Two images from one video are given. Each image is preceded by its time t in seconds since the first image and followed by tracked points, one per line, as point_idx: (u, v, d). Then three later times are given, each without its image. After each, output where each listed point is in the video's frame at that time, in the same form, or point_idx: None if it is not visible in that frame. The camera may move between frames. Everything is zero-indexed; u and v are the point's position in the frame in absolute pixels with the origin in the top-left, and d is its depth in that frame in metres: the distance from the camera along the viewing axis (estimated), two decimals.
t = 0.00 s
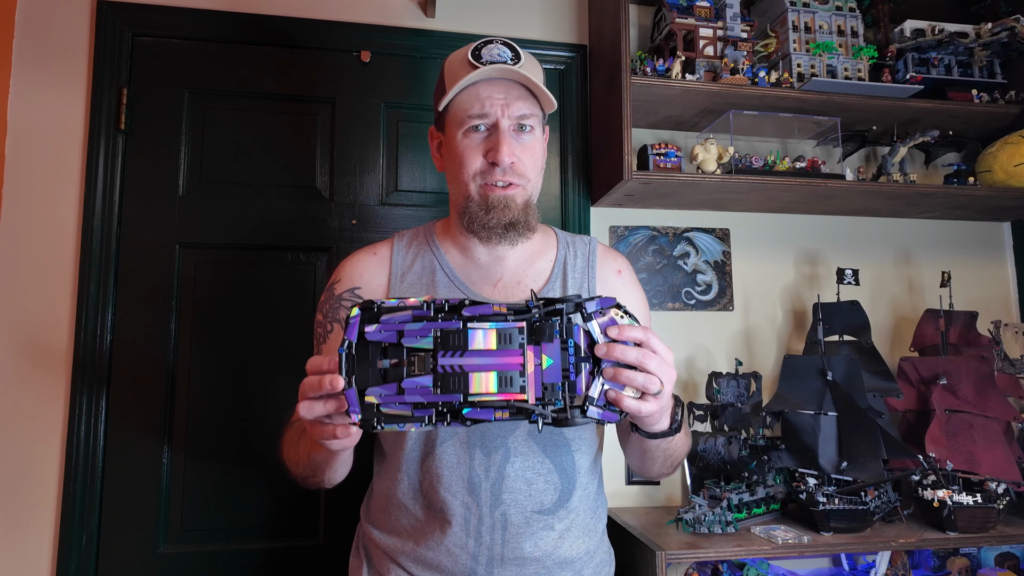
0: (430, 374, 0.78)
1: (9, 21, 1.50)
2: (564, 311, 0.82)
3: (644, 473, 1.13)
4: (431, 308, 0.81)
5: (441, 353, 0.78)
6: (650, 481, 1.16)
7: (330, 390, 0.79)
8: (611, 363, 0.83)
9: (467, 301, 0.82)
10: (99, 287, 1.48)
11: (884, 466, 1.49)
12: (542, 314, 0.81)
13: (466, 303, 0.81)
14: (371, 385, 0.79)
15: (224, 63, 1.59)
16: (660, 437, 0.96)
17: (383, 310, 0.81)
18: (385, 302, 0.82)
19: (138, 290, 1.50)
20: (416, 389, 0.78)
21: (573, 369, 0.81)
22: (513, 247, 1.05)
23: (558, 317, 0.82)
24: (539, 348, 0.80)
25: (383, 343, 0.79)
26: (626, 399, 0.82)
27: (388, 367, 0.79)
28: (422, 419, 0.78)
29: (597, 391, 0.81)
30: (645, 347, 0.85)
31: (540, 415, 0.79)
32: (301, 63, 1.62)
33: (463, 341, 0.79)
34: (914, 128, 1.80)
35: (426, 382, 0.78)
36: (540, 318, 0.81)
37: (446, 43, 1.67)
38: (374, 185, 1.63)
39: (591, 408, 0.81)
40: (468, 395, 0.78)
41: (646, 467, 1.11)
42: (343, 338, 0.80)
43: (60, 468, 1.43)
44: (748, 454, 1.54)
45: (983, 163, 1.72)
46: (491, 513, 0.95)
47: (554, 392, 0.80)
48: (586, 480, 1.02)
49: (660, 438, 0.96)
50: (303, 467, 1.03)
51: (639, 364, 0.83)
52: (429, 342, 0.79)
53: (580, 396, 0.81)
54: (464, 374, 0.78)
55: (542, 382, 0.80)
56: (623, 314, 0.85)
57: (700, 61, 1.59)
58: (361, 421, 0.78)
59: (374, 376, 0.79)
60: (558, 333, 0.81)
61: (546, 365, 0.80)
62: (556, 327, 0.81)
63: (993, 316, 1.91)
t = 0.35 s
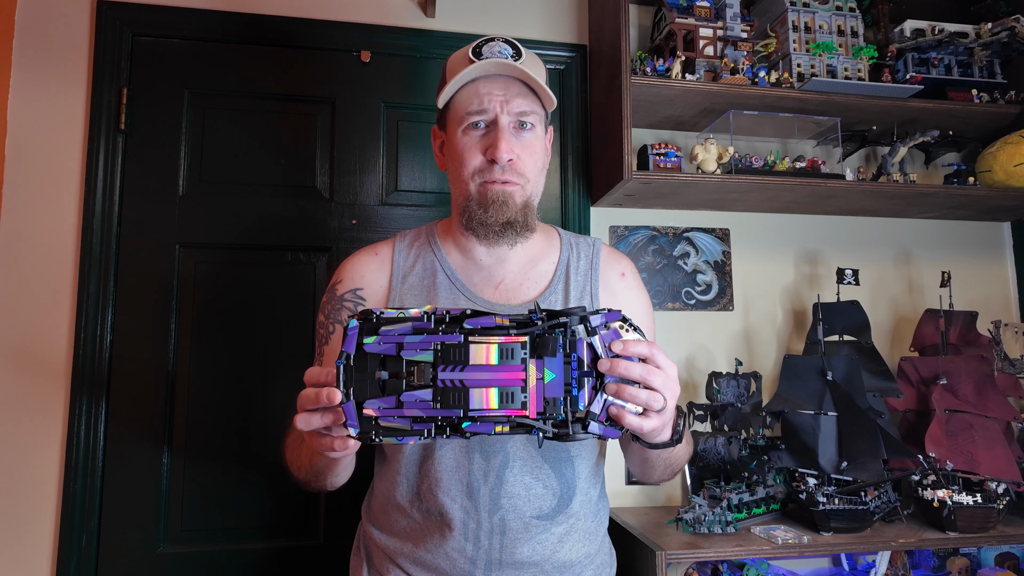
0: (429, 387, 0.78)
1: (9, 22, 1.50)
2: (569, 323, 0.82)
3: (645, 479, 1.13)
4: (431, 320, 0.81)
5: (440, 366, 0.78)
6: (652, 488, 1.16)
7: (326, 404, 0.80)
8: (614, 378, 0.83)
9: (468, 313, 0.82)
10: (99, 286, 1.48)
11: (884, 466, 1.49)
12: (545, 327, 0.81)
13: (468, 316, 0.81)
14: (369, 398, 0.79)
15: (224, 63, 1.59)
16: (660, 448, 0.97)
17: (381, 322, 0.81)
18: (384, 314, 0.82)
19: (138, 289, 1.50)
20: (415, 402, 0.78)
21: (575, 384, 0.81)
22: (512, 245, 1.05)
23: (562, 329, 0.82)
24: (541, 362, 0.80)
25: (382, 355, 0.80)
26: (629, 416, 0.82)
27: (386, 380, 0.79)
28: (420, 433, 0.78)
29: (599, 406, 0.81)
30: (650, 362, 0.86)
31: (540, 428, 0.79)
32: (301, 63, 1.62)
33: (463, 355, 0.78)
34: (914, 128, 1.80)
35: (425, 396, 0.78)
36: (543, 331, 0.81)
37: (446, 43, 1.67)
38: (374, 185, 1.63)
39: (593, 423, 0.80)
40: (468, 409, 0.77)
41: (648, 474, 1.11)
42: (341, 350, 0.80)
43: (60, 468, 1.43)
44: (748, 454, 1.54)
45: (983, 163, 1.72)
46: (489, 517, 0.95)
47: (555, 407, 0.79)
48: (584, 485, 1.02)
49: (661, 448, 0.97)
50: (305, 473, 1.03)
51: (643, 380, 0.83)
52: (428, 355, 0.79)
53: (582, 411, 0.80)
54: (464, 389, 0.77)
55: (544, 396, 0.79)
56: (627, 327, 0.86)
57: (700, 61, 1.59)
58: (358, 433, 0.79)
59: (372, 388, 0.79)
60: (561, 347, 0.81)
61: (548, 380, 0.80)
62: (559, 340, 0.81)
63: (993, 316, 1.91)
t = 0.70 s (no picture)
0: (429, 354, 0.78)
1: (9, 21, 1.51)
2: (561, 298, 0.82)
3: (640, 470, 1.13)
4: (432, 291, 0.81)
5: (440, 334, 0.78)
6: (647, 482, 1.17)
7: (332, 366, 0.80)
8: (605, 349, 0.83)
9: (467, 286, 0.82)
10: (99, 287, 1.48)
11: (885, 466, 1.49)
12: (539, 301, 0.81)
13: (467, 287, 0.81)
14: (371, 364, 0.79)
15: (224, 63, 1.60)
16: (655, 429, 0.97)
17: (385, 292, 0.81)
18: (388, 285, 0.82)
19: (139, 289, 1.50)
20: (416, 367, 0.78)
21: (567, 354, 0.81)
22: (510, 234, 1.06)
23: (555, 303, 0.82)
24: (534, 334, 0.80)
25: (384, 324, 0.80)
26: (619, 384, 0.82)
27: (389, 348, 0.79)
28: (419, 398, 0.78)
29: (589, 376, 0.81)
30: (638, 334, 0.85)
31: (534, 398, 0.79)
32: (301, 63, 1.63)
33: (462, 324, 0.79)
34: (914, 128, 1.80)
35: (425, 361, 0.78)
36: (537, 304, 0.81)
37: (446, 43, 1.67)
38: (374, 185, 1.63)
39: (584, 392, 0.81)
40: (465, 374, 0.77)
41: (642, 467, 1.11)
42: (346, 318, 0.80)
43: (60, 468, 1.43)
44: (749, 454, 1.54)
45: (983, 163, 1.72)
46: (491, 485, 0.96)
47: (549, 376, 0.79)
48: (587, 461, 1.02)
49: (654, 429, 0.97)
50: (309, 456, 1.04)
51: (632, 351, 0.83)
52: (428, 323, 0.79)
53: (574, 380, 0.81)
54: (462, 355, 0.78)
55: (537, 366, 0.79)
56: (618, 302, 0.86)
57: (700, 61, 1.59)
58: (360, 398, 0.79)
59: (374, 355, 0.79)
60: (554, 319, 0.81)
61: (541, 350, 0.80)
62: (553, 314, 0.81)
63: (993, 316, 1.91)
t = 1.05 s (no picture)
0: (435, 342, 0.78)
1: (9, 21, 1.50)
2: (561, 290, 0.82)
3: (638, 463, 1.13)
4: (438, 283, 0.81)
5: (445, 323, 0.78)
6: (645, 478, 1.16)
7: (342, 353, 0.80)
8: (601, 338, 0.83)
9: (472, 278, 0.82)
10: (99, 287, 1.48)
11: (885, 466, 1.49)
12: (540, 292, 0.81)
13: (471, 280, 0.81)
14: (379, 353, 0.79)
15: (224, 63, 1.59)
16: (652, 419, 0.98)
17: (393, 283, 0.82)
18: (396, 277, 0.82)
19: (139, 290, 1.50)
20: (422, 355, 0.78)
21: (566, 344, 0.80)
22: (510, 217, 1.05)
23: (555, 295, 0.81)
24: (535, 324, 0.79)
25: (392, 314, 0.80)
26: (615, 371, 0.82)
27: (397, 337, 0.80)
28: (426, 384, 0.78)
29: (587, 364, 0.81)
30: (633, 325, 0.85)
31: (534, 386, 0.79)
32: (300, 63, 1.63)
33: (466, 314, 0.78)
34: (914, 128, 1.80)
35: (431, 349, 0.78)
36: (538, 295, 0.81)
37: (446, 43, 1.67)
38: (374, 185, 1.63)
39: (583, 380, 0.81)
40: (469, 362, 0.77)
41: (639, 460, 1.11)
42: (355, 309, 0.80)
43: (60, 468, 1.43)
44: (749, 454, 1.53)
45: (983, 163, 1.72)
46: (486, 481, 0.96)
47: (549, 365, 0.79)
48: (584, 458, 1.01)
49: (651, 419, 0.98)
50: (317, 450, 1.05)
51: (628, 340, 0.83)
52: (434, 314, 0.79)
53: (573, 368, 0.80)
54: (466, 343, 0.77)
55: (538, 355, 0.79)
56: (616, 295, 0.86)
57: (700, 61, 1.59)
58: (369, 384, 0.79)
59: (382, 344, 0.79)
60: (554, 311, 0.80)
61: (542, 340, 0.79)
62: (553, 305, 0.80)
63: (993, 316, 1.91)
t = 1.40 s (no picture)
0: (433, 334, 0.78)
1: (9, 21, 1.50)
2: (558, 281, 0.82)
3: (638, 460, 1.12)
4: (435, 276, 0.81)
5: (442, 315, 0.78)
6: (645, 478, 1.16)
7: (341, 346, 0.80)
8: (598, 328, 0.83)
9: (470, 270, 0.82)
10: (99, 287, 1.48)
11: (884, 466, 1.49)
12: (536, 284, 0.81)
13: (468, 272, 0.81)
14: (378, 345, 0.79)
15: (224, 63, 1.60)
16: (651, 413, 0.98)
17: (391, 277, 0.82)
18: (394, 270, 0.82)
19: (139, 289, 1.50)
20: (420, 347, 0.78)
21: (564, 335, 0.81)
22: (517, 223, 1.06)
23: (552, 286, 0.82)
24: (532, 316, 0.80)
25: (390, 307, 0.80)
26: (612, 360, 0.82)
27: (394, 329, 0.79)
28: (424, 376, 0.78)
29: (585, 353, 0.82)
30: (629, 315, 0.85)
31: (534, 375, 0.80)
32: (300, 63, 1.63)
33: (464, 305, 0.78)
34: (914, 128, 1.80)
35: (429, 341, 0.78)
36: (535, 287, 0.81)
37: (446, 43, 1.67)
38: (374, 184, 1.63)
39: (581, 369, 0.81)
40: (467, 353, 0.77)
41: (639, 458, 1.12)
42: (353, 301, 0.80)
43: (60, 468, 1.43)
44: (749, 454, 1.53)
45: (983, 163, 1.72)
46: (488, 479, 0.96)
47: (546, 355, 0.80)
48: (584, 456, 1.02)
49: (651, 413, 0.98)
50: (312, 449, 1.05)
51: (625, 330, 0.83)
52: (432, 306, 0.79)
53: (570, 358, 0.81)
54: (463, 334, 0.78)
55: (535, 346, 0.80)
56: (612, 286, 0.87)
57: (700, 61, 1.59)
58: (368, 377, 0.79)
59: (381, 336, 0.79)
60: (551, 303, 0.81)
61: (539, 331, 0.80)
62: (549, 297, 0.81)
63: (993, 316, 1.91)
